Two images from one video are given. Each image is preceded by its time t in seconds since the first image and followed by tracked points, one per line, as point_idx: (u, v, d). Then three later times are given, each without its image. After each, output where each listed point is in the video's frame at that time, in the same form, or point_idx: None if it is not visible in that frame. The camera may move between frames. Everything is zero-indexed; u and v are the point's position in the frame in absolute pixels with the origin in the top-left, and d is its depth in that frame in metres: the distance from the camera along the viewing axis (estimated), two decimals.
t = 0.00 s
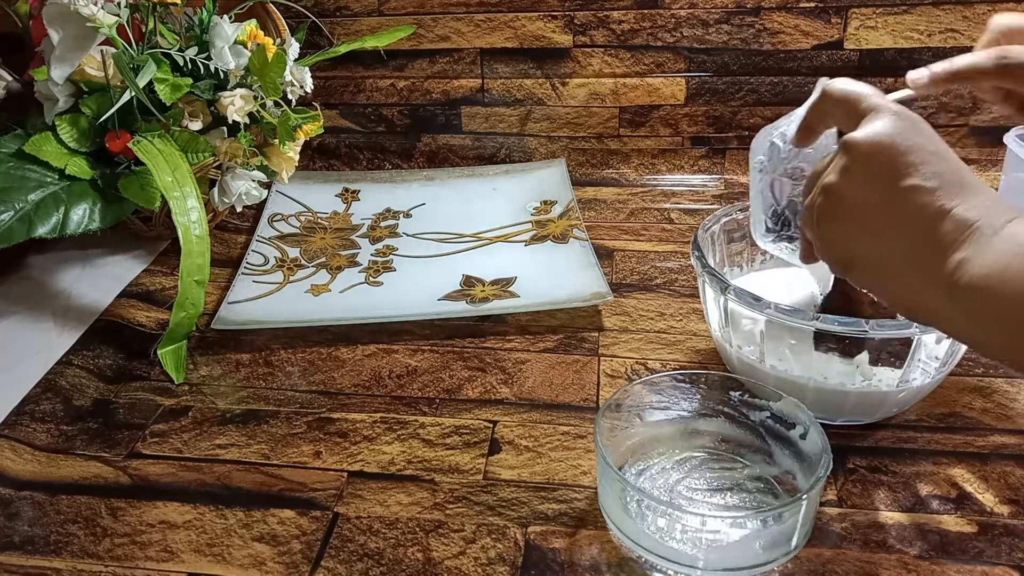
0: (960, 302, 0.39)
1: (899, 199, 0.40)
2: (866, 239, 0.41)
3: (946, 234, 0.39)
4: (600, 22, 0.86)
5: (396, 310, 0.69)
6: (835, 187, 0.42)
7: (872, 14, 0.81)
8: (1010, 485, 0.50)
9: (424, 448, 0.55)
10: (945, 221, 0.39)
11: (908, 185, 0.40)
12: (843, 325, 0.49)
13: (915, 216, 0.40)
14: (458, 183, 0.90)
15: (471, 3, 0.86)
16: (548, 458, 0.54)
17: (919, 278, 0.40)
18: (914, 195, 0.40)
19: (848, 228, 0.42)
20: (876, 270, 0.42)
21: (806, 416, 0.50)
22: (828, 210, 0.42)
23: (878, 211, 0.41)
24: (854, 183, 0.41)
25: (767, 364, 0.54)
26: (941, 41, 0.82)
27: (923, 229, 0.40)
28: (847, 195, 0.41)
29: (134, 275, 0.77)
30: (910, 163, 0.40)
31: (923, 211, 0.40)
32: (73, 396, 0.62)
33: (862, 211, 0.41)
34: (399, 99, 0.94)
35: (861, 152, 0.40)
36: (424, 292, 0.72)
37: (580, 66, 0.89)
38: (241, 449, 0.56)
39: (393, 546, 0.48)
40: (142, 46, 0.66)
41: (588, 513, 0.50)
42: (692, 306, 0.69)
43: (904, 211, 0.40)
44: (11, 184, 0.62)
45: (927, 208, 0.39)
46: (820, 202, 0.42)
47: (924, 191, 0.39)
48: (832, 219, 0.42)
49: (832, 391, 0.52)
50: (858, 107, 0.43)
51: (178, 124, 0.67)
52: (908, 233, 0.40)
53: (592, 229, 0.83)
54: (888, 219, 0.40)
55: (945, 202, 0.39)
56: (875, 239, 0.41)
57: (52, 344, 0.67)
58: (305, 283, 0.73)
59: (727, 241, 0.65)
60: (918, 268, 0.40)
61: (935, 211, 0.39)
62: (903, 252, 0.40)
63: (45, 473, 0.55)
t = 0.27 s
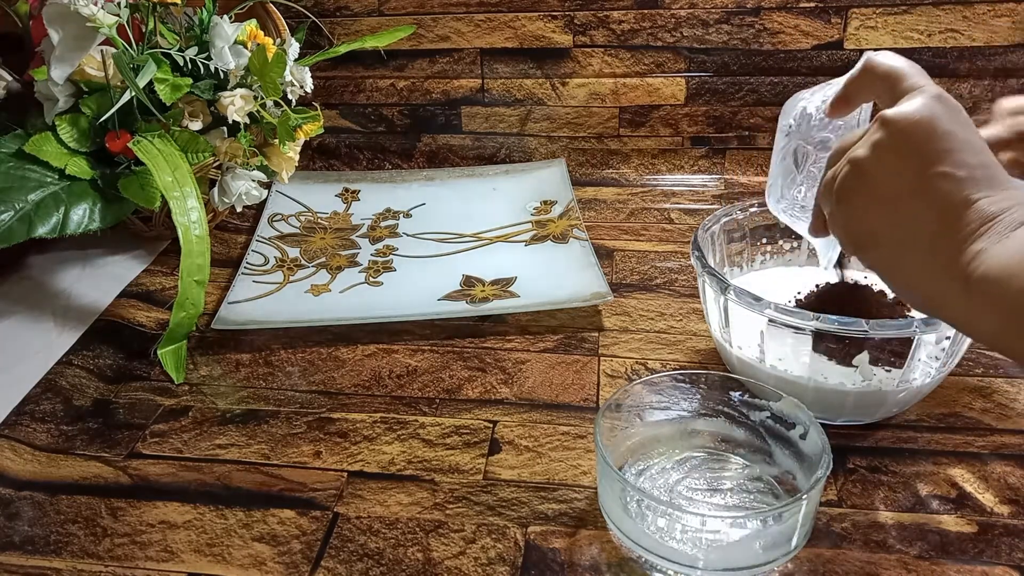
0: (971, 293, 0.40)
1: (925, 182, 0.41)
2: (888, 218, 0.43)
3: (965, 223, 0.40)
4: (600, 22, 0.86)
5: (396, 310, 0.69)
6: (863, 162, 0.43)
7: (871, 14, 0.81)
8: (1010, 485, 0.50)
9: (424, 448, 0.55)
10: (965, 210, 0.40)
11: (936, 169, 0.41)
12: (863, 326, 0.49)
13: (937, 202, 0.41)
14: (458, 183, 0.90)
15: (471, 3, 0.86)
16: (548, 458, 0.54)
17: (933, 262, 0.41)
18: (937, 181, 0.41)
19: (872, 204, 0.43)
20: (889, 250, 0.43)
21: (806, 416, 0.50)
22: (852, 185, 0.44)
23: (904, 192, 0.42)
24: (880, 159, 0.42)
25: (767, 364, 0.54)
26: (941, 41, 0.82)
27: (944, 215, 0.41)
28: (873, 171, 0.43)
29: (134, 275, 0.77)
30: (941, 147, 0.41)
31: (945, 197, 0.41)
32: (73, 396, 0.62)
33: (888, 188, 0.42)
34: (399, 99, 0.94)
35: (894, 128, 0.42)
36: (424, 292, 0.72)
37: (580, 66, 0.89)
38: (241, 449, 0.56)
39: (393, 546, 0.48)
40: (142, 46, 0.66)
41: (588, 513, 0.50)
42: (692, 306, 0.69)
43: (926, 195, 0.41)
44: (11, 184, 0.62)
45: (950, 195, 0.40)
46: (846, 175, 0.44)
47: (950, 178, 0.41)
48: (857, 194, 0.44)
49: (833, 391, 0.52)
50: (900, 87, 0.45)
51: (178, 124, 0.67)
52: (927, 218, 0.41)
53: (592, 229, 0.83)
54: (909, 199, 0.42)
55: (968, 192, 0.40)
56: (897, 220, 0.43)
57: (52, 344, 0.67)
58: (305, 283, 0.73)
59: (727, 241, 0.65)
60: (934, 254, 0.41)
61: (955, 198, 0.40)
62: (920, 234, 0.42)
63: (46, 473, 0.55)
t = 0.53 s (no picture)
0: (984, 295, 0.41)
1: (954, 180, 0.41)
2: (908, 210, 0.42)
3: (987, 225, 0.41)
4: (600, 22, 0.86)
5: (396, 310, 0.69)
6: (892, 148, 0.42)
7: (872, 14, 0.81)
8: (1010, 485, 0.50)
9: (424, 448, 0.55)
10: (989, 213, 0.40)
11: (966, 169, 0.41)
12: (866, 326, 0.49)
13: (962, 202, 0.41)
14: (458, 183, 0.90)
15: (471, 3, 0.86)
16: (548, 458, 0.54)
17: (950, 258, 0.42)
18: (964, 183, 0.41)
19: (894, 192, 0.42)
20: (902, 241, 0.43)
21: (806, 416, 0.50)
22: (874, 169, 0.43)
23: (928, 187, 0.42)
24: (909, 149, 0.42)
25: (767, 364, 0.54)
26: (942, 41, 0.82)
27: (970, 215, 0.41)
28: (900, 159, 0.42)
29: (134, 275, 0.77)
30: (974, 144, 0.41)
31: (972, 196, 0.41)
32: (73, 396, 0.62)
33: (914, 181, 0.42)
34: (399, 99, 0.94)
35: (929, 119, 0.41)
36: (424, 292, 0.72)
37: (580, 66, 0.89)
38: (241, 449, 0.56)
39: (393, 546, 0.48)
40: (142, 46, 0.66)
41: (588, 513, 0.50)
42: (692, 306, 0.69)
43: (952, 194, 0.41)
44: (11, 184, 0.62)
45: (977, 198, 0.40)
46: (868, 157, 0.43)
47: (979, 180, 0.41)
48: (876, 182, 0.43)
49: (832, 391, 0.52)
50: (934, 78, 0.44)
51: (178, 124, 0.67)
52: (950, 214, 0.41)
53: (592, 229, 0.83)
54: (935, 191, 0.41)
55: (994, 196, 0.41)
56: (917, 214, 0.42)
57: (52, 344, 0.67)
58: (305, 283, 0.73)
59: (727, 242, 0.65)
60: (950, 252, 0.42)
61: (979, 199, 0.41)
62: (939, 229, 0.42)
63: (46, 473, 0.55)
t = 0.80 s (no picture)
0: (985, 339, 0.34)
1: (905, 203, 0.34)
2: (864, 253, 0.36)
3: (969, 237, 0.32)
4: (600, 22, 0.86)
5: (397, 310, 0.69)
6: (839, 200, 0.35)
7: (871, 14, 0.81)
8: (1010, 485, 0.50)
9: (424, 448, 0.55)
10: (976, 219, 0.32)
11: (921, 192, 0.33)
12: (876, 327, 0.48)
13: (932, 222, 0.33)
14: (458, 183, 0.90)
15: (471, 3, 0.86)
16: (549, 458, 0.54)
17: (953, 293, 0.34)
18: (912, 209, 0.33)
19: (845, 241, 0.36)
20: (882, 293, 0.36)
21: (806, 416, 0.50)
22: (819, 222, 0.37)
23: (878, 224, 0.35)
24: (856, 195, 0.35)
25: (767, 365, 0.54)
26: (942, 41, 0.82)
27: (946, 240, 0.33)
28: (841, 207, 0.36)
29: (134, 275, 0.77)
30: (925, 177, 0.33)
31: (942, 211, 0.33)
32: (73, 396, 0.62)
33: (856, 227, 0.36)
34: (399, 99, 0.94)
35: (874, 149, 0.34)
36: (424, 292, 0.72)
37: (580, 66, 0.89)
38: (241, 449, 0.56)
39: (393, 546, 0.48)
40: (142, 46, 0.66)
41: (588, 513, 0.50)
42: (692, 306, 0.69)
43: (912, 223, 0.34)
44: (10, 184, 0.62)
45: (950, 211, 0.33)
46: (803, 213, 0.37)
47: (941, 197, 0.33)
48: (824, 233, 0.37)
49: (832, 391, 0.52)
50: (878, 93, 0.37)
51: (178, 124, 0.67)
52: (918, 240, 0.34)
53: (592, 229, 0.83)
54: (892, 230, 0.34)
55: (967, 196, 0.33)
56: (873, 254, 0.36)
57: (52, 344, 0.67)
58: (305, 283, 0.73)
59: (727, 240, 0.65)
60: (932, 298, 0.34)
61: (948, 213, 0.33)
62: (911, 267, 0.34)
63: (46, 473, 0.55)
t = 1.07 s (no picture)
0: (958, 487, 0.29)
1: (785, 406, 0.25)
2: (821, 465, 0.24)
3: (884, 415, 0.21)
4: (600, 22, 0.86)
5: (397, 310, 0.69)
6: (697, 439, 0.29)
7: (871, 14, 0.81)
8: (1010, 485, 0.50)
9: (424, 448, 0.55)
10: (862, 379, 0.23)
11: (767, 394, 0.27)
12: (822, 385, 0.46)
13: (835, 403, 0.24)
14: (458, 183, 0.90)
15: (471, 3, 0.86)
16: (549, 458, 0.54)
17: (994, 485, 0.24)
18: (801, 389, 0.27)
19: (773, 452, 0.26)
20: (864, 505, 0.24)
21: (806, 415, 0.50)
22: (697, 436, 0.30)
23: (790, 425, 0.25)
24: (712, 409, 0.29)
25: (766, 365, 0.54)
26: (942, 41, 0.82)
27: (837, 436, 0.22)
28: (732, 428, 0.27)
29: (134, 275, 0.77)
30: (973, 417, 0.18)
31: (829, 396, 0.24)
32: (73, 396, 0.62)
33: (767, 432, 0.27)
34: (399, 99, 0.94)
35: None
36: (424, 292, 0.72)
37: (580, 66, 0.89)
38: (241, 449, 0.56)
39: (393, 546, 0.48)
40: (142, 46, 0.66)
41: (588, 513, 0.50)
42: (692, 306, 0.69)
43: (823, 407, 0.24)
44: (10, 184, 0.62)
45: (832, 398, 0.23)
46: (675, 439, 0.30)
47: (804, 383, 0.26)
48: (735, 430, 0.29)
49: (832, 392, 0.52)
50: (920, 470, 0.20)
51: (178, 124, 0.67)
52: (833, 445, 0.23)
53: (592, 229, 0.83)
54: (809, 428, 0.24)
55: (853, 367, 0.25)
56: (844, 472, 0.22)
57: (52, 344, 0.67)
58: (305, 283, 0.73)
59: (727, 241, 0.65)
60: None
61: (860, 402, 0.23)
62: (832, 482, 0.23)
63: (46, 473, 0.55)
